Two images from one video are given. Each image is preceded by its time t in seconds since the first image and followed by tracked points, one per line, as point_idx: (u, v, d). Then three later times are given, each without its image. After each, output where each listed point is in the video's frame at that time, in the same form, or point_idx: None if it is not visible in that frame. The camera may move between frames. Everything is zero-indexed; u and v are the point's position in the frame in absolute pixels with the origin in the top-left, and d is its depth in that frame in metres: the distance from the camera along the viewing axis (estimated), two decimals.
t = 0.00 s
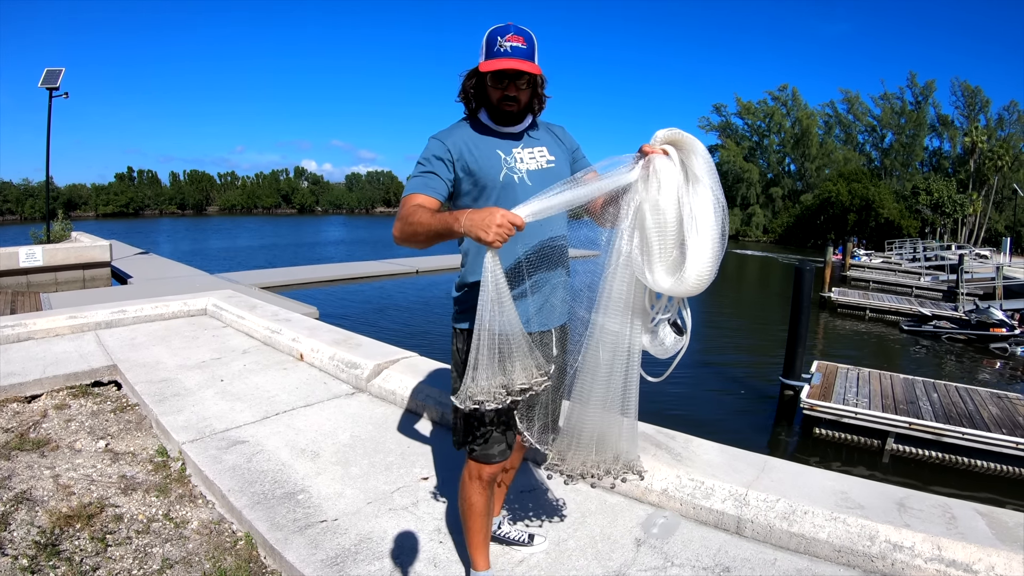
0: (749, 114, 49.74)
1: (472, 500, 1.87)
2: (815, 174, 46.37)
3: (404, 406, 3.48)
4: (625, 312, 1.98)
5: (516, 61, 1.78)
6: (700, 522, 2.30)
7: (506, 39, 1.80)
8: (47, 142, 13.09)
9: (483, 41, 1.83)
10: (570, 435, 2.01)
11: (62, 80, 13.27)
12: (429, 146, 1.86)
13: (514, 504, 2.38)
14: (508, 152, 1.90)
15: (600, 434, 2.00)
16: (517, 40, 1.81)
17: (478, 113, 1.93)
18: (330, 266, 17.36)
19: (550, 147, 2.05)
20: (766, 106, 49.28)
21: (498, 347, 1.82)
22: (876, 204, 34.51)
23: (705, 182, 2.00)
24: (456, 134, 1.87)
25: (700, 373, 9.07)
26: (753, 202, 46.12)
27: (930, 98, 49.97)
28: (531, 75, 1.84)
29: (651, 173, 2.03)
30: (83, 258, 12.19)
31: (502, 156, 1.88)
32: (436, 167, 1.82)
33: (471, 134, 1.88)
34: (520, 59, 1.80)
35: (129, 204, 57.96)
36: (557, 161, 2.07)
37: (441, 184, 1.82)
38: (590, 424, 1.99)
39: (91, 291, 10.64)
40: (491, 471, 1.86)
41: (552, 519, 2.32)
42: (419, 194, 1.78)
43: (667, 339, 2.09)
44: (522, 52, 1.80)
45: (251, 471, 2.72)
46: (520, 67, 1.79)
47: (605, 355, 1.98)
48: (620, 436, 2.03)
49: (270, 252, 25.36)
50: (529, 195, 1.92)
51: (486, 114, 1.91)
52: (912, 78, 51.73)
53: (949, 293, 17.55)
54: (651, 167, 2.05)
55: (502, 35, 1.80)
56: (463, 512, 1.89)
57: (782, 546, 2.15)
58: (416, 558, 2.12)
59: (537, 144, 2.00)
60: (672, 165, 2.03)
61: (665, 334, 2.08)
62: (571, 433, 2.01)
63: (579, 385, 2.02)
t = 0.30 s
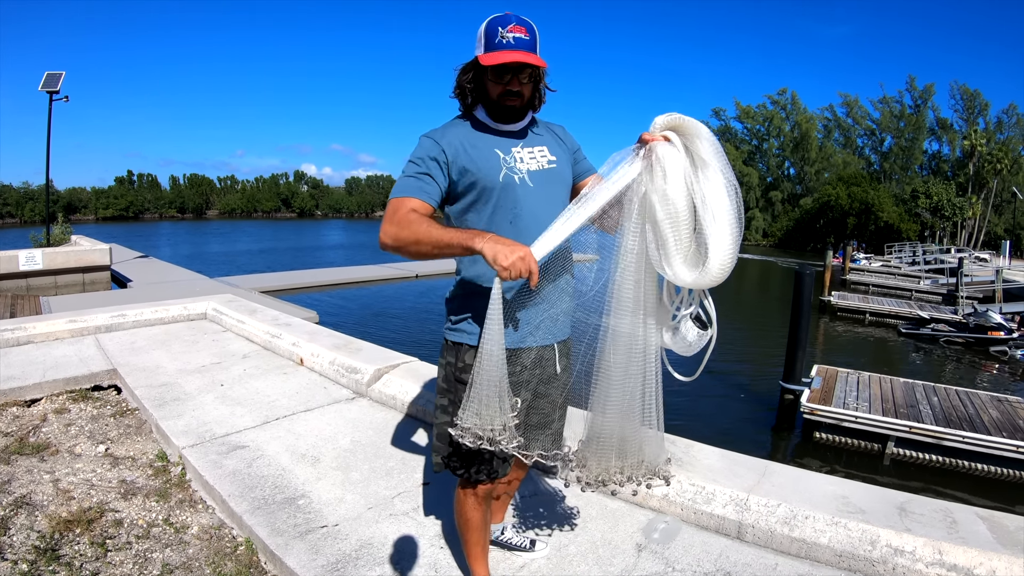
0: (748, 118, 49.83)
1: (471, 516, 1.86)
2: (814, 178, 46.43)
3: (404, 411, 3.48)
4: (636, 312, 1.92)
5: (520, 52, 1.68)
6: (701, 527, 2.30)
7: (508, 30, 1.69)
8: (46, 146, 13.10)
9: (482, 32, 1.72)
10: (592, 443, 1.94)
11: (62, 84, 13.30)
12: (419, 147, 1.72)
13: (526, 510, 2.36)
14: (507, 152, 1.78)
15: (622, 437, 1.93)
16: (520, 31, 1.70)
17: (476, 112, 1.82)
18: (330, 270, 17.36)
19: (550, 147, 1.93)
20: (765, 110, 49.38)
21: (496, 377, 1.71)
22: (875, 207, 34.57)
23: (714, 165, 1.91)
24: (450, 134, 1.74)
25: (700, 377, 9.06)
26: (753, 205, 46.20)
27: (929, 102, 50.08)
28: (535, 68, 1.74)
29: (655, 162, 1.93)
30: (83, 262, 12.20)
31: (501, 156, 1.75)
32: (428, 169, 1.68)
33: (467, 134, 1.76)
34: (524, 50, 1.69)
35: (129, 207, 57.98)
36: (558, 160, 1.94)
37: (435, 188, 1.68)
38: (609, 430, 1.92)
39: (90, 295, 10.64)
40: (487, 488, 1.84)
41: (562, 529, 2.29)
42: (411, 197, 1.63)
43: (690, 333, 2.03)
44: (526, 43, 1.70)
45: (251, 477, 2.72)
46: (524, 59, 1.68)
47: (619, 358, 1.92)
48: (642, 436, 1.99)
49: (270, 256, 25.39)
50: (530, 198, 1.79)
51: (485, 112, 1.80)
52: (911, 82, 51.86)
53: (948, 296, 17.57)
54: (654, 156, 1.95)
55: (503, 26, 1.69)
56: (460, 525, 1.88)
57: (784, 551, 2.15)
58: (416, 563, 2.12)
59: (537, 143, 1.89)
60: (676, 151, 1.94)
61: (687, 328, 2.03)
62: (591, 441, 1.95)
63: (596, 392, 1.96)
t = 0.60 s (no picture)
0: (747, 119, 49.89)
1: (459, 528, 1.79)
2: (813, 178, 46.46)
3: (401, 413, 3.47)
4: (648, 319, 1.81)
5: (500, 34, 1.63)
6: (699, 529, 2.29)
7: (486, 12, 1.64)
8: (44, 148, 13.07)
9: (458, 18, 1.67)
10: (613, 462, 1.84)
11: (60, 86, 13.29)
12: (393, 152, 1.66)
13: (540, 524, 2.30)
14: (487, 150, 1.70)
15: (643, 453, 1.83)
16: (497, 13, 1.66)
17: (454, 105, 1.75)
18: (329, 271, 17.36)
19: (534, 144, 1.85)
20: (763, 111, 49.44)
21: (502, 407, 1.63)
22: (874, 207, 34.60)
23: (721, 158, 1.77)
24: (427, 135, 1.68)
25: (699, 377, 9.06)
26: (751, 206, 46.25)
27: (927, 102, 50.16)
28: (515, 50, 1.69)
29: (659, 157, 1.79)
30: (82, 264, 12.18)
31: (479, 156, 1.68)
32: (403, 176, 1.63)
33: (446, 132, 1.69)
34: (504, 32, 1.64)
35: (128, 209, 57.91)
36: (543, 157, 1.85)
37: (414, 195, 1.63)
38: (628, 446, 1.82)
39: (89, 297, 10.62)
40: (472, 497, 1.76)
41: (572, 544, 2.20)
42: (393, 217, 1.58)
43: (697, 343, 1.88)
44: (505, 25, 1.66)
45: (248, 479, 2.71)
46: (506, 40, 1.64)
47: (634, 370, 1.81)
48: (664, 451, 1.86)
49: (270, 257, 25.39)
50: (513, 199, 1.71)
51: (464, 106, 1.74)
52: (909, 82, 51.95)
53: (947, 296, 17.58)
54: (658, 150, 1.81)
55: (480, 9, 1.65)
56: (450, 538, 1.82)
57: (782, 553, 2.13)
58: (414, 567, 2.10)
59: (520, 139, 1.80)
60: (681, 145, 1.80)
61: (690, 340, 1.86)
62: (611, 459, 1.85)
63: (613, 407, 1.86)
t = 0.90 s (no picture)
0: (750, 120, 49.80)
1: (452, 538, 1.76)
2: (817, 179, 46.33)
3: (399, 415, 3.46)
4: (656, 352, 1.62)
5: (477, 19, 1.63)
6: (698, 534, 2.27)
7: None
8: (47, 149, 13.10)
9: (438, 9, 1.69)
10: (606, 505, 1.67)
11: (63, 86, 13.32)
12: (382, 151, 1.65)
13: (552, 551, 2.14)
14: (476, 149, 1.68)
15: (641, 497, 1.65)
16: None
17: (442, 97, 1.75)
18: (331, 272, 17.36)
19: (529, 143, 1.81)
20: (766, 112, 49.33)
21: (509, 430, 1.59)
22: (877, 208, 34.49)
23: (736, 185, 1.72)
24: (414, 132, 1.67)
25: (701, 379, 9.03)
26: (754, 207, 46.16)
27: (931, 103, 50.01)
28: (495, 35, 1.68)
29: (672, 181, 1.72)
30: (84, 264, 12.19)
31: (469, 156, 1.65)
32: (391, 177, 1.61)
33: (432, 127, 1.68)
34: (481, 17, 1.64)
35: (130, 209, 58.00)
36: (538, 156, 1.81)
37: (402, 196, 1.62)
38: (627, 488, 1.65)
39: (91, 297, 10.62)
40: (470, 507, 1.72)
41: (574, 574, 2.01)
42: (388, 220, 1.57)
43: (715, 373, 1.76)
44: (483, 10, 1.65)
45: (245, 481, 2.70)
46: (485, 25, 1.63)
47: (638, 407, 1.63)
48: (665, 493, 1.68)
49: (272, 258, 25.41)
50: (504, 201, 1.67)
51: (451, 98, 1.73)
52: (912, 83, 51.82)
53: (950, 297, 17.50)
54: (672, 173, 1.73)
55: None
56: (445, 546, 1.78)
57: (781, 559, 2.11)
58: (410, 571, 2.08)
59: (512, 137, 1.78)
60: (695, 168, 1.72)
61: (712, 369, 1.76)
62: (606, 502, 1.67)
63: (610, 443, 1.69)
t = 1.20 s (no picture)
0: (766, 121, 49.34)
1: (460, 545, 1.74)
2: (833, 181, 45.77)
3: (408, 415, 3.45)
4: (655, 379, 1.55)
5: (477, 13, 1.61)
6: (705, 541, 2.24)
7: None
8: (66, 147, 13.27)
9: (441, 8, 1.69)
10: (590, 535, 1.62)
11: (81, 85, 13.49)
12: (393, 148, 1.66)
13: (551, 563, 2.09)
14: (485, 144, 1.66)
15: (628, 530, 1.57)
16: None
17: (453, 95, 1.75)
18: (343, 271, 17.43)
19: (544, 140, 1.78)
20: (782, 113, 48.84)
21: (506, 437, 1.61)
22: (895, 211, 33.99)
23: (753, 210, 1.67)
24: (424, 129, 1.67)
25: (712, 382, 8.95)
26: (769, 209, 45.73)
27: (950, 104, 49.23)
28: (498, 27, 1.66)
29: (684, 197, 1.65)
30: (100, 261, 12.34)
31: (477, 151, 1.64)
32: (398, 172, 1.62)
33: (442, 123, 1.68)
34: (481, 10, 1.61)
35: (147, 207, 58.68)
36: (553, 152, 1.77)
37: (407, 189, 1.62)
38: (614, 520, 1.58)
39: (107, 294, 10.74)
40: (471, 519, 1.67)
41: None
42: (397, 219, 1.59)
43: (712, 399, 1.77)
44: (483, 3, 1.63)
45: (250, 479, 2.70)
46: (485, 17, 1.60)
47: (633, 435, 1.56)
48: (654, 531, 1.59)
49: (286, 257, 25.54)
50: (511, 197, 1.63)
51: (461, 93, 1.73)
52: (931, 83, 51.04)
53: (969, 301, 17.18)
54: (685, 189, 1.67)
55: None
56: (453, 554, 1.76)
57: (789, 567, 2.07)
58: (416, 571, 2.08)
59: (526, 133, 1.75)
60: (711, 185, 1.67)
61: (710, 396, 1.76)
62: (590, 531, 1.63)
63: (599, 471, 1.64)
